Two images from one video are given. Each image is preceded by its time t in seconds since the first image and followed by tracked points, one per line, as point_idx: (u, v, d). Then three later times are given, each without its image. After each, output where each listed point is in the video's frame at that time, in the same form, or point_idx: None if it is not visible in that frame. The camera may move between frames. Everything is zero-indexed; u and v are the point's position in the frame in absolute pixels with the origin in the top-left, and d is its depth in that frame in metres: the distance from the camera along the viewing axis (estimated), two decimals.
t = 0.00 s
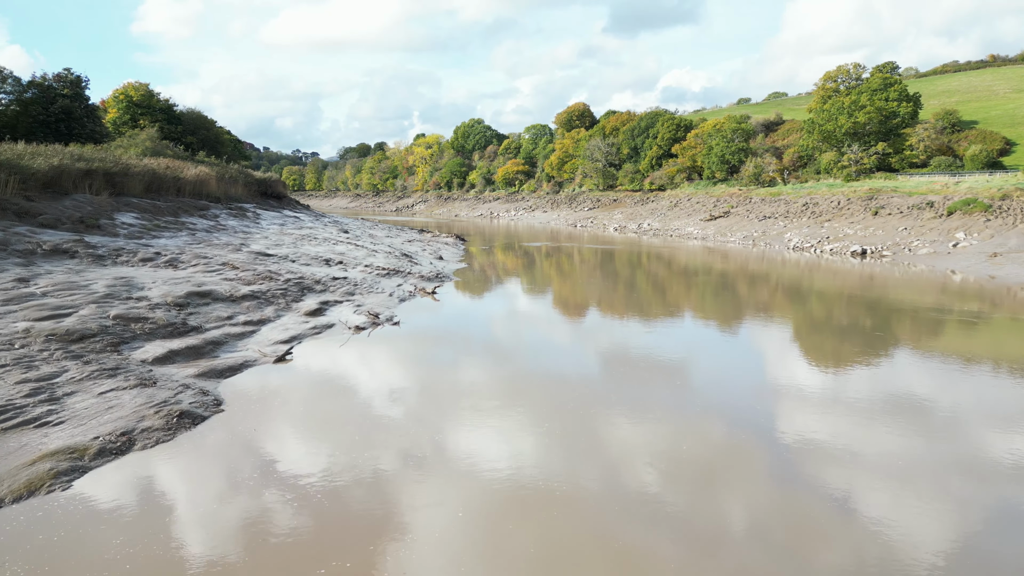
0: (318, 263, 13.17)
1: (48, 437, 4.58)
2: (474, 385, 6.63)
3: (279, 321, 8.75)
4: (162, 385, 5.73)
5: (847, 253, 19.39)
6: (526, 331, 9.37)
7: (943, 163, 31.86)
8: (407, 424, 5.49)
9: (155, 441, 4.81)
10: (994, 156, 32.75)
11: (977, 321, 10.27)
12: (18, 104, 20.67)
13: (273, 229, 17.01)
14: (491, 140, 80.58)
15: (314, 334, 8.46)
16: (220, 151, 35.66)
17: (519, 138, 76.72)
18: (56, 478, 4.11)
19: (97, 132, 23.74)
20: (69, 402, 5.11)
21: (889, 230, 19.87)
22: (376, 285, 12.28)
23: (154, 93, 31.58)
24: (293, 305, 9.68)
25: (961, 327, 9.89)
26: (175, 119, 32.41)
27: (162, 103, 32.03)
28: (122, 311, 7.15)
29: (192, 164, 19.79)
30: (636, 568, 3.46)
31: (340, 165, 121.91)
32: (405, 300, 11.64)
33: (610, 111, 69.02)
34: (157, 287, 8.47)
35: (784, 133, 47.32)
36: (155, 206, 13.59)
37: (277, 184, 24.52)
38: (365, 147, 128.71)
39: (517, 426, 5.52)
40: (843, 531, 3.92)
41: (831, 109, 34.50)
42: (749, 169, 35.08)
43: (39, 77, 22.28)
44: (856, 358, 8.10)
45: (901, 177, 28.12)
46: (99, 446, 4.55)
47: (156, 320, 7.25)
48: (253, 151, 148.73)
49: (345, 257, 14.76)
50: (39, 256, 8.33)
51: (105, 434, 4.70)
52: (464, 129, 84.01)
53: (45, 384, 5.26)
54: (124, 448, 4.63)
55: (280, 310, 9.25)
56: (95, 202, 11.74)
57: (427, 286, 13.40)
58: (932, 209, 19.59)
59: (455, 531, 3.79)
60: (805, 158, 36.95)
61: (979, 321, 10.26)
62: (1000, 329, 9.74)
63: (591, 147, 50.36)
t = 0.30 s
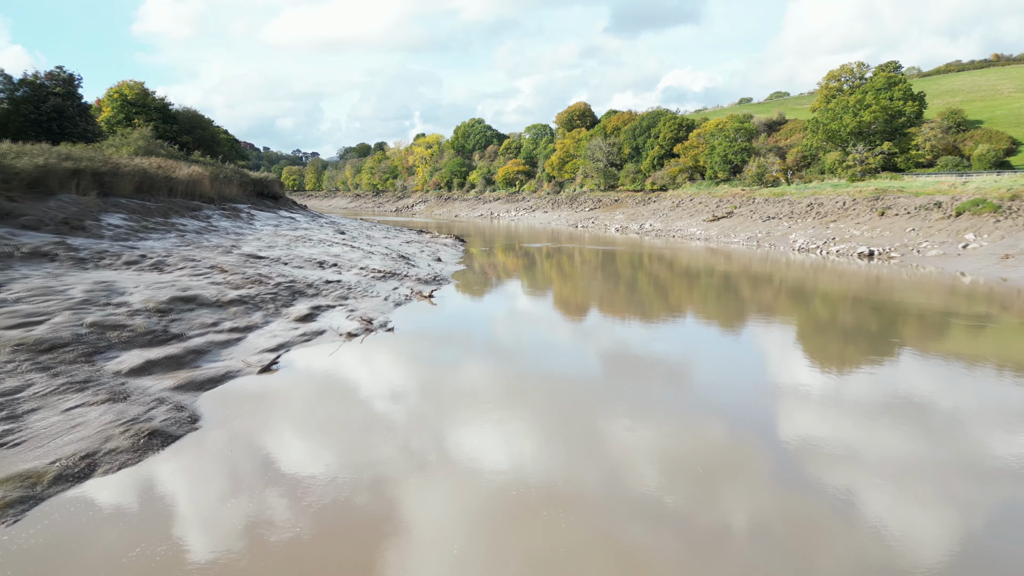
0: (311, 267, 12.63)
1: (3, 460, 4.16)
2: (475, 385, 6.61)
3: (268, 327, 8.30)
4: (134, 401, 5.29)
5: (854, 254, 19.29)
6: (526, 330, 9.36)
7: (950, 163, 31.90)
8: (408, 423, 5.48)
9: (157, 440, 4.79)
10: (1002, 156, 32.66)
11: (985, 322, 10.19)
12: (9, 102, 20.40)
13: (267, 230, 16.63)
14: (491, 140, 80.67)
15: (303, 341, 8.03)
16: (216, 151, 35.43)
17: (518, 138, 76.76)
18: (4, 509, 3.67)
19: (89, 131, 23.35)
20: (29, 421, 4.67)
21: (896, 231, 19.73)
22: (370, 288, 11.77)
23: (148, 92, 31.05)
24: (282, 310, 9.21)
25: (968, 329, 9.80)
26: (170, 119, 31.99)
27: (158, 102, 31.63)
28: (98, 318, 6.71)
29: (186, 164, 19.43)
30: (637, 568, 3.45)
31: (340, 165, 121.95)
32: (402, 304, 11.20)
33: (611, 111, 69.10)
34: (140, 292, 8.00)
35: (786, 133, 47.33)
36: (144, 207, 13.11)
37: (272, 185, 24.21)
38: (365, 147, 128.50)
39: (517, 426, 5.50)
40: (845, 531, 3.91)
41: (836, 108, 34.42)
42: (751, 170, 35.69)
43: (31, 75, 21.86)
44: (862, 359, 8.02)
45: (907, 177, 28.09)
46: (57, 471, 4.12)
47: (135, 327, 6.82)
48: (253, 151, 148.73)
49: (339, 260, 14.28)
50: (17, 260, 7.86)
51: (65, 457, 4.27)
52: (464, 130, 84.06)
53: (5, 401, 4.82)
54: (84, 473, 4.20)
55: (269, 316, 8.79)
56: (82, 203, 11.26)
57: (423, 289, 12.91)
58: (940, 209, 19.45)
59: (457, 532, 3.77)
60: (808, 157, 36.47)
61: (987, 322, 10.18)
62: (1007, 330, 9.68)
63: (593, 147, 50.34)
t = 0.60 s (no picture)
0: (304, 269, 12.01)
1: None
2: (476, 385, 6.61)
3: (253, 335, 7.79)
4: (102, 418, 4.86)
5: (862, 255, 19.16)
6: (527, 330, 9.37)
7: (958, 161, 31.85)
8: (408, 423, 5.48)
9: (157, 442, 4.76)
10: (1010, 154, 32.38)
11: (993, 325, 10.06)
12: None
13: (262, 231, 15.99)
14: (492, 139, 80.94)
15: (291, 349, 7.57)
16: (211, 150, 34.66)
17: (519, 137, 76.73)
18: None
19: (82, 130, 23.26)
20: None
21: (904, 233, 19.50)
22: (365, 291, 11.21)
23: (144, 90, 29.92)
24: (271, 315, 8.69)
25: (976, 332, 9.65)
26: (165, 117, 30.91)
27: (152, 100, 30.37)
28: (71, 326, 6.25)
29: (179, 163, 18.93)
30: (638, 568, 3.44)
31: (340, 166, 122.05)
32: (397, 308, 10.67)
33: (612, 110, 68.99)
34: (120, 297, 7.50)
35: (789, 133, 47.27)
36: (133, 207, 12.53)
37: (269, 184, 23.90)
38: (365, 146, 128.27)
39: (519, 426, 5.49)
40: (846, 531, 3.89)
41: (840, 106, 34.00)
42: (755, 170, 35.53)
43: (22, 74, 21.80)
44: (868, 361, 7.91)
45: (913, 177, 27.97)
46: (6, 502, 3.67)
47: (111, 336, 6.36)
48: (253, 150, 148.69)
49: (334, 261, 13.65)
50: None
51: (17, 486, 3.82)
52: (464, 130, 84.18)
53: None
54: (37, 503, 3.76)
55: (257, 322, 8.29)
56: (66, 203, 10.71)
57: (420, 293, 12.38)
58: (949, 209, 19.25)
59: (458, 532, 3.76)
60: (812, 157, 36.57)
61: (995, 325, 10.05)
62: (1016, 332, 9.56)
63: (594, 146, 50.36)
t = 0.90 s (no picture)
0: (296, 272, 11.52)
1: None
2: (477, 385, 6.61)
3: (238, 344, 7.35)
4: (62, 441, 4.42)
5: (870, 258, 18.93)
6: (528, 330, 9.37)
7: (966, 162, 31.98)
8: (410, 423, 5.48)
9: (156, 447, 4.72)
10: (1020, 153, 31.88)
11: (1003, 328, 9.92)
12: None
13: (255, 233, 15.54)
14: (492, 139, 81.11)
15: (276, 359, 7.12)
16: (208, 150, 33.25)
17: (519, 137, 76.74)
18: None
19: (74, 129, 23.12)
20: None
21: (913, 234, 19.21)
22: (358, 296, 10.74)
23: (138, 89, 29.38)
24: (258, 322, 8.26)
25: (983, 334, 9.54)
26: (160, 116, 30.42)
27: (147, 100, 30.04)
28: (39, 336, 5.83)
29: (172, 163, 18.56)
30: (640, 568, 3.43)
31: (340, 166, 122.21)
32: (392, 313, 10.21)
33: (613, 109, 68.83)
34: (97, 303, 7.09)
35: (791, 133, 47.19)
36: (120, 209, 12.05)
37: (264, 185, 23.70)
38: (365, 145, 128.18)
39: (520, 426, 5.49)
40: (848, 532, 3.87)
41: (845, 106, 33.54)
42: (758, 170, 35.27)
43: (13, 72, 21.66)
44: (872, 364, 7.81)
45: (920, 177, 27.79)
46: None
47: (82, 346, 5.92)
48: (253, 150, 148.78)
49: (328, 264, 13.18)
50: None
51: None
52: (464, 130, 84.28)
53: None
54: None
55: (242, 329, 7.87)
56: (51, 204, 10.21)
57: (416, 297, 11.90)
58: (957, 210, 18.88)
59: (458, 534, 3.73)
60: (816, 157, 36.77)
61: (1005, 328, 9.91)
62: None
63: (594, 146, 50.46)
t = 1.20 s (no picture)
0: (288, 275, 11.01)
1: None
2: (479, 385, 6.63)
3: (221, 354, 6.90)
4: (13, 467, 3.97)
5: (878, 258, 18.62)
6: (529, 330, 9.39)
7: (974, 160, 31.32)
8: (411, 423, 5.48)
9: (157, 448, 4.72)
10: None
11: (1011, 331, 9.81)
12: None
13: (248, 234, 15.05)
14: (493, 138, 81.18)
15: (259, 370, 6.66)
16: (204, 149, 33.08)
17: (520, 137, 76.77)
18: None
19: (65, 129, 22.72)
20: None
21: (922, 234, 19.04)
22: (350, 300, 10.21)
23: (133, 88, 28.39)
24: (243, 330, 7.77)
25: (988, 336, 9.49)
26: (154, 115, 29.60)
27: (141, 99, 29.12)
28: (3, 346, 5.38)
29: (165, 163, 18.13)
30: (642, 568, 3.42)
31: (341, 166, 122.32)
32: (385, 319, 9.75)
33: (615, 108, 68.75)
34: (72, 309, 6.61)
35: (794, 133, 47.18)
36: (107, 209, 11.52)
37: (260, 184, 23.54)
38: (364, 146, 128.17)
39: (522, 426, 5.50)
40: (849, 533, 3.85)
41: (850, 105, 33.62)
42: (762, 169, 34.93)
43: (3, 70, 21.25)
44: (878, 366, 7.74)
45: (927, 177, 27.49)
46: None
47: (49, 357, 5.44)
48: (253, 150, 148.68)
49: (321, 266, 12.65)
50: None
51: None
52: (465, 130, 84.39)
53: None
54: None
55: (225, 338, 7.39)
56: (32, 204, 9.71)
57: (413, 302, 11.42)
58: (967, 210, 18.75)
59: (459, 533, 3.73)
60: (820, 156, 36.68)
61: (1013, 331, 9.80)
62: None
63: (595, 147, 50.55)
